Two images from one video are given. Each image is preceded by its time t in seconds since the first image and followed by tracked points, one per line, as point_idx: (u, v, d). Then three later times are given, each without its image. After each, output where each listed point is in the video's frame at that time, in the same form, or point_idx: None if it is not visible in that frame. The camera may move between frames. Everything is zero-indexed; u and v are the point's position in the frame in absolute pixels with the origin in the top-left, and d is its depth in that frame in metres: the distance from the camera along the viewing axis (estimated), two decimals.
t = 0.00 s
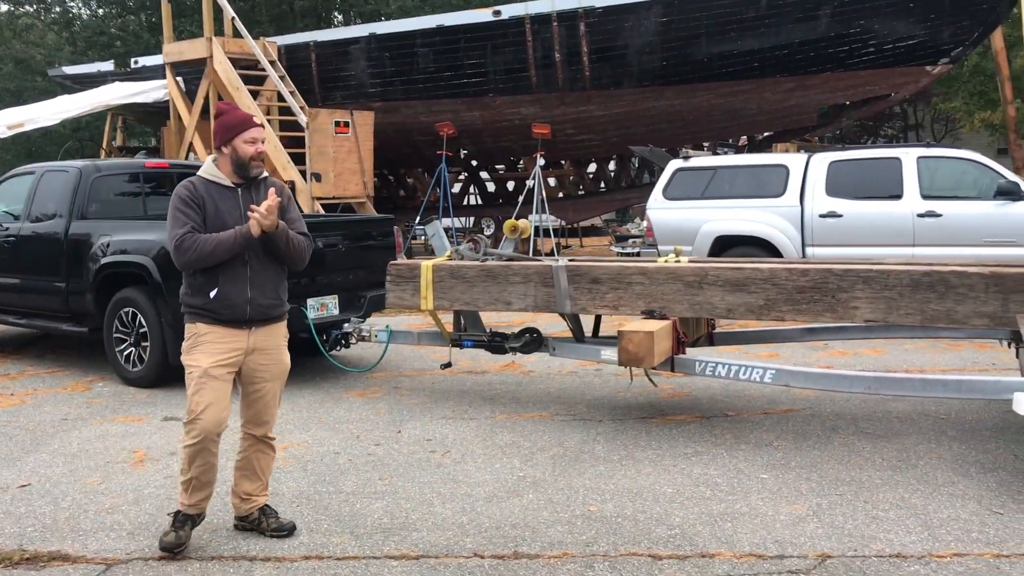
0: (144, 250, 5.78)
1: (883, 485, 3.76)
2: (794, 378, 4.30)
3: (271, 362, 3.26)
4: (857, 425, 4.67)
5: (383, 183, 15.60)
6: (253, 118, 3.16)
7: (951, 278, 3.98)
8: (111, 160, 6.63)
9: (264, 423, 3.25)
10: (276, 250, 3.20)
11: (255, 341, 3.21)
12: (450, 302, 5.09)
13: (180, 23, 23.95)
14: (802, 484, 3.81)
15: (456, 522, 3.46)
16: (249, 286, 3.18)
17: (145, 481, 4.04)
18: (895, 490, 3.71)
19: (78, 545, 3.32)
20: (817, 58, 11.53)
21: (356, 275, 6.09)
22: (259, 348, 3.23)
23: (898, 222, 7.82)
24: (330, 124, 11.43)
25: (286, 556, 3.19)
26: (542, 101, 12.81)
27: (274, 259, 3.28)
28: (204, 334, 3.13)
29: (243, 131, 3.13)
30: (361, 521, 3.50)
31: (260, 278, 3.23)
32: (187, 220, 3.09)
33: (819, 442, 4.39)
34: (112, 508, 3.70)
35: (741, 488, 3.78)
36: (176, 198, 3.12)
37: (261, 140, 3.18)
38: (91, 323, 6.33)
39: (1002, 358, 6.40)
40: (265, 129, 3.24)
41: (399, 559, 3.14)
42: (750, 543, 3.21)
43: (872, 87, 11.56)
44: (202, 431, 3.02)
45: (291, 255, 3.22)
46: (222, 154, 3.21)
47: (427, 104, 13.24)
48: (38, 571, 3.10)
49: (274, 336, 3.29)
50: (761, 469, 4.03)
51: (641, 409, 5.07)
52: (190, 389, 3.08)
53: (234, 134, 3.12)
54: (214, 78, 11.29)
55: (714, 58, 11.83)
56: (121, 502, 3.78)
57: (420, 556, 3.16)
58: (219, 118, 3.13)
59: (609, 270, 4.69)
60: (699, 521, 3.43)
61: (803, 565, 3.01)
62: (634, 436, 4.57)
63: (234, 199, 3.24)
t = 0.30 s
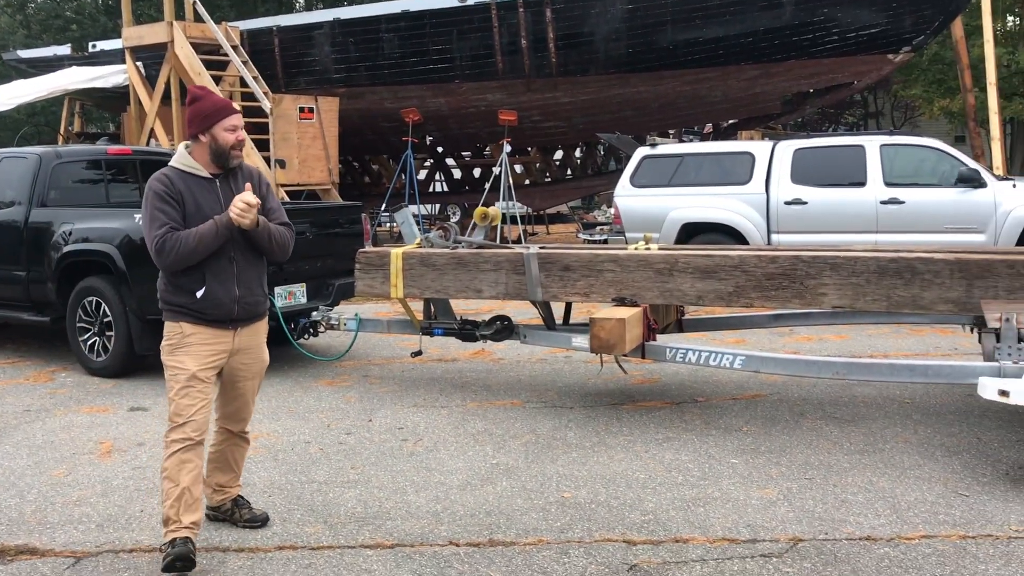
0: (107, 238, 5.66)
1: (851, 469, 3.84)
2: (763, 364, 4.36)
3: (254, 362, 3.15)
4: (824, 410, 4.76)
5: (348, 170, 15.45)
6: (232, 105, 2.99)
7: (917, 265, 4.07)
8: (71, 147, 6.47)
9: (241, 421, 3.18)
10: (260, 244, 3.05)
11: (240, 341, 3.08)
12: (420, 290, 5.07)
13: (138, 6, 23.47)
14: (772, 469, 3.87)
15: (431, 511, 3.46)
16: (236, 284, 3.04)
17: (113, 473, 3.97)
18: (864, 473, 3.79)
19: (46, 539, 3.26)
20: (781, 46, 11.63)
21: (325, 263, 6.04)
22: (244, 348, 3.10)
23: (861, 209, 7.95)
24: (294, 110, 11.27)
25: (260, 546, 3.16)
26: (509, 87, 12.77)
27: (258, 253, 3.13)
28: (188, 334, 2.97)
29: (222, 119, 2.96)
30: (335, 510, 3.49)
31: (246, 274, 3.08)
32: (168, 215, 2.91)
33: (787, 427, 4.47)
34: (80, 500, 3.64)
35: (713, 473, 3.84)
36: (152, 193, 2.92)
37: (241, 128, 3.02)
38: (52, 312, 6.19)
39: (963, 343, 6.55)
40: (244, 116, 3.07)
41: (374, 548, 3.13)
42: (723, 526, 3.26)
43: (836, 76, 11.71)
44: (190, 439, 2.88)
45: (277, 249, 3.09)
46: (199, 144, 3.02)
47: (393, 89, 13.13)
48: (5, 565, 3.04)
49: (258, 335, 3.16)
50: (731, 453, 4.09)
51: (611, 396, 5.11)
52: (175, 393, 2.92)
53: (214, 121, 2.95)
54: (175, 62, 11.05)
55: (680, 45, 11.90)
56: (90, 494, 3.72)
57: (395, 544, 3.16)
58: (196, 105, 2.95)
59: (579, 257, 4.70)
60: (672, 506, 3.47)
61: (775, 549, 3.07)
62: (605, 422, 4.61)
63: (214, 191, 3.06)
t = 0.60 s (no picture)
0: (105, 236, 5.65)
1: (849, 462, 3.87)
2: (762, 357, 4.38)
3: (257, 366, 3.08)
4: (821, 403, 4.79)
5: (342, 166, 15.42)
6: (225, 102, 2.85)
7: (913, 258, 4.10)
8: (66, 144, 6.46)
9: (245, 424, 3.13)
10: (255, 244, 2.99)
11: (244, 347, 2.99)
12: (418, 286, 5.07)
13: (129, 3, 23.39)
14: (771, 462, 3.90)
15: (432, 506, 3.47)
16: (237, 288, 2.95)
17: (114, 470, 3.98)
18: (862, 466, 3.81)
19: (48, 536, 3.26)
20: (774, 41, 11.66)
21: (322, 260, 6.04)
22: (247, 353, 3.02)
23: (855, 204, 7.98)
24: (288, 106, 11.25)
25: (262, 542, 3.17)
26: (502, 83, 12.78)
27: (253, 253, 3.05)
28: (192, 342, 2.85)
29: (217, 118, 2.83)
30: (336, 506, 3.50)
31: (245, 277, 3.00)
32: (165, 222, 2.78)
33: (784, 420, 4.49)
34: (82, 498, 3.65)
35: (712, 467, 3.86)
36: (144, 200, 2.78)
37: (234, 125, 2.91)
38: (49, 310, 6.18)
39: (958, 336, 6.59)
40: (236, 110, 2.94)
41: (376, 544, 3.14)
42: (723, 520, 3.28)
43: (828, 70, 11.75)
44: (209, 453, 2.81)
45: (275, 249, 3.03)
46: (189, 143, 2.88)
47: (386, 85, 13.11)
48: (9, 563, 3.04)
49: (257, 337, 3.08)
50: (730, 447, 4.11)
51: (609, 391, 5.13)
52: (187, 404, 2.81)
53: (208, 121, 2.82)
54: (168, 58, 11.01)
55: (673, 41, 11.91)
56: (91, 491, 3.72)
57: (397, 540, 3.17)
58: (188, 102, 2.79)
59: (576, 253, 4.71)
60: (672, 499, 3.49)
61: (776, 541, 3.09)
62: (604, 416, 4.63)
63: (206, 192, 2.95)
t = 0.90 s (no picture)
0: (133, 242, 5.73)
1: (878, 469, 3.83)
2: (789, 364, 4.35)
3: (288, 375, 2.94)
4: (848, 410, 4.74)
5: (365, 172, 15.53)
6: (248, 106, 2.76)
7: (941, 264, 4.05)
8: (95, 151, 6.56)
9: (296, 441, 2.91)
10: (273, 249, 2.88)
11: (269, 357, 2.88)
12: (442, 292, 5.09)
13: (155, 12, 23.70)
14: (798, 469, 3.87)
15: (458, 511, 3.49)
16: (258, 296, 2.84)
17: (144, 474, 4.03)
18: (890, 473, 3.78)
19: (80, 539, 3.31)
20: (797, 46, 11.59)
21: (347, 265, 6.08)
22: (274, 363, 2.90)
23: (880, 209, 7.91)
24: (312, 113, 11.35)
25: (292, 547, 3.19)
26: (525, 89, 12.81)
27: (273, 260, 2.94)
28: (211, 359, 2.76)
29: (240, 122, 2.73)
30: (364, 510, 3.52)
31: (266, 284, 2.89)
32: (183, 227, 2.66)
33: (811, 427, 4.45)
34: (113, 501, 3.70)
35: (739, 474, 3.83)
36: (163, 201, 2.65)
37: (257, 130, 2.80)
38: (79, 315, 6.28)
39: (986, 343, 6.50)
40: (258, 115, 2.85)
41: (404, 548, 3.15)
42: (750, 527, 3.26)
43: (852, 75, 11.66)
44: (230, 470, 2.79)
45: (295, 255, 2.93)
46: (212, 146, 2.77)
47: (409, 92, 13.19)
48: (43, 565, 3.09)
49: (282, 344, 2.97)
50: (757, 454, 4.08)
51: (633, 396, 5.12)
52: (206, 424, 2.75)
53: (231, 124, 2.72)
54: (193, 65, 11.14)
55: (696, 46, 11.88)
56: (122, 495, 3.77)
57: (425, 544, 3.18)
58: (209, 106, 2.69)
59: (600, 258, 4.71)
60: (699, 505, 3.48)
61: (804, 549, 3.06)
62: (629, 422, 4.62)
63: (228, 195, 2.83)
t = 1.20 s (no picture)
0: (170, 248, 5.83)
1: (915, 480, 3.76)
2: (826, 373, 4.29)
3: (327, 398, 2.75)
4: (884, 420, 4.66)
5: (397, 179, 15.64)
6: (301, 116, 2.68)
7: (982, 274, 3.96)
8: (133, 158, 6.69)
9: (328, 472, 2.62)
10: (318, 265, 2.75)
11: (305, 379, 2.72)
12: (475, 298, 5.10)
13: (191, 20, 24.07)
14: (834, 479, 3.81)
15: (491, 518, 3.49)
16: (297, 313, 2.70)
17: (179, 478, 4.08)
18: (929, 485, 3.70)
19: (118, 540, 3.36)
20: (833, 52, 11.48)
21: (380, 271, 6.13)
22: (312, 385, 2.74)
23: (918, 217, 7.77)
24: (346, 120, 11.46)
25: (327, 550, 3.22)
26: (557, 96, 12.82)
27: (320, 276, 2.80)
28: (244, 379, 2.66)
29: (291, 131, 2.64)
30: (398, 515, 3.53)
31: (309, 302, 2.74)
32: (222, 236, 2.59)
33: (848, 437, 4.38)
34: (150, 503, 3.75)
35: (774, 484, 3.79)
36: (205, 209, 2.60)
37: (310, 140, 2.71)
38: (116, 319, 6.40)
39: None
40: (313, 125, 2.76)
41: (437, 554, 3.16)
42: (787, 538, 3.21)
43: (889, 82, 11.51)
44: (262, 489, 2.75)
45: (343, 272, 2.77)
46: (263, 157, 2.70)
47: (441, 99, 13.27)
48: (82, 565, 3.14)
49: (325, 365, 2.80)
50: (792, 463, 4.03)
51: (666, 405, 5.08)
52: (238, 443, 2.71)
53: (281, 133, 2.64)
54: (229, 73, 11.30)
55: (730, 53, 11.80)
56: (158, 498, 3.82)
57: (458, 550, 3.19)
58: (260, 114, 2.63)
59: (635, 265, 4.69)
60: (735, 515, 3.44)
61: (841, 560, 3.02)
62: (662, 431, 4.58)
63: (276, 207, 2.73)
